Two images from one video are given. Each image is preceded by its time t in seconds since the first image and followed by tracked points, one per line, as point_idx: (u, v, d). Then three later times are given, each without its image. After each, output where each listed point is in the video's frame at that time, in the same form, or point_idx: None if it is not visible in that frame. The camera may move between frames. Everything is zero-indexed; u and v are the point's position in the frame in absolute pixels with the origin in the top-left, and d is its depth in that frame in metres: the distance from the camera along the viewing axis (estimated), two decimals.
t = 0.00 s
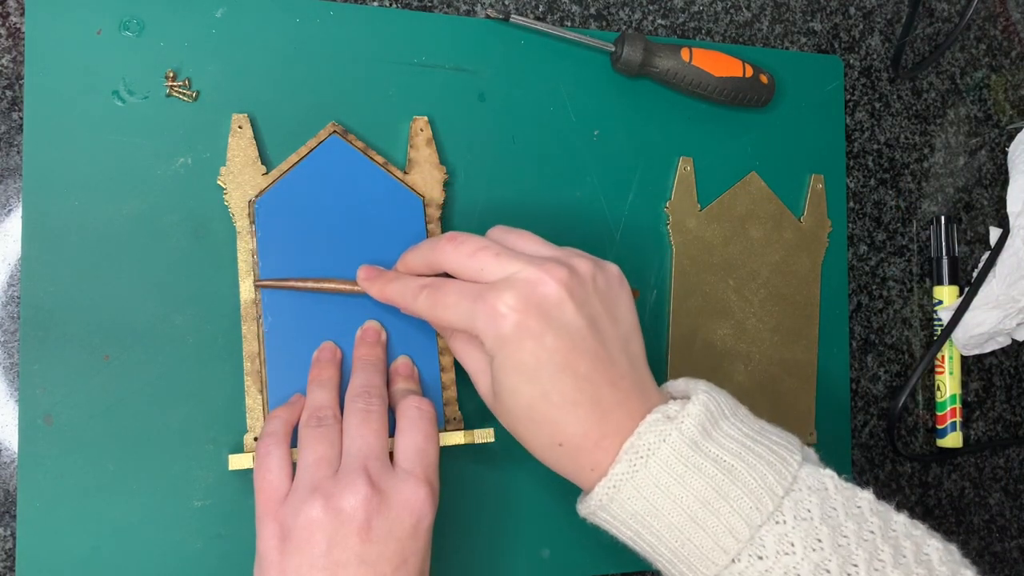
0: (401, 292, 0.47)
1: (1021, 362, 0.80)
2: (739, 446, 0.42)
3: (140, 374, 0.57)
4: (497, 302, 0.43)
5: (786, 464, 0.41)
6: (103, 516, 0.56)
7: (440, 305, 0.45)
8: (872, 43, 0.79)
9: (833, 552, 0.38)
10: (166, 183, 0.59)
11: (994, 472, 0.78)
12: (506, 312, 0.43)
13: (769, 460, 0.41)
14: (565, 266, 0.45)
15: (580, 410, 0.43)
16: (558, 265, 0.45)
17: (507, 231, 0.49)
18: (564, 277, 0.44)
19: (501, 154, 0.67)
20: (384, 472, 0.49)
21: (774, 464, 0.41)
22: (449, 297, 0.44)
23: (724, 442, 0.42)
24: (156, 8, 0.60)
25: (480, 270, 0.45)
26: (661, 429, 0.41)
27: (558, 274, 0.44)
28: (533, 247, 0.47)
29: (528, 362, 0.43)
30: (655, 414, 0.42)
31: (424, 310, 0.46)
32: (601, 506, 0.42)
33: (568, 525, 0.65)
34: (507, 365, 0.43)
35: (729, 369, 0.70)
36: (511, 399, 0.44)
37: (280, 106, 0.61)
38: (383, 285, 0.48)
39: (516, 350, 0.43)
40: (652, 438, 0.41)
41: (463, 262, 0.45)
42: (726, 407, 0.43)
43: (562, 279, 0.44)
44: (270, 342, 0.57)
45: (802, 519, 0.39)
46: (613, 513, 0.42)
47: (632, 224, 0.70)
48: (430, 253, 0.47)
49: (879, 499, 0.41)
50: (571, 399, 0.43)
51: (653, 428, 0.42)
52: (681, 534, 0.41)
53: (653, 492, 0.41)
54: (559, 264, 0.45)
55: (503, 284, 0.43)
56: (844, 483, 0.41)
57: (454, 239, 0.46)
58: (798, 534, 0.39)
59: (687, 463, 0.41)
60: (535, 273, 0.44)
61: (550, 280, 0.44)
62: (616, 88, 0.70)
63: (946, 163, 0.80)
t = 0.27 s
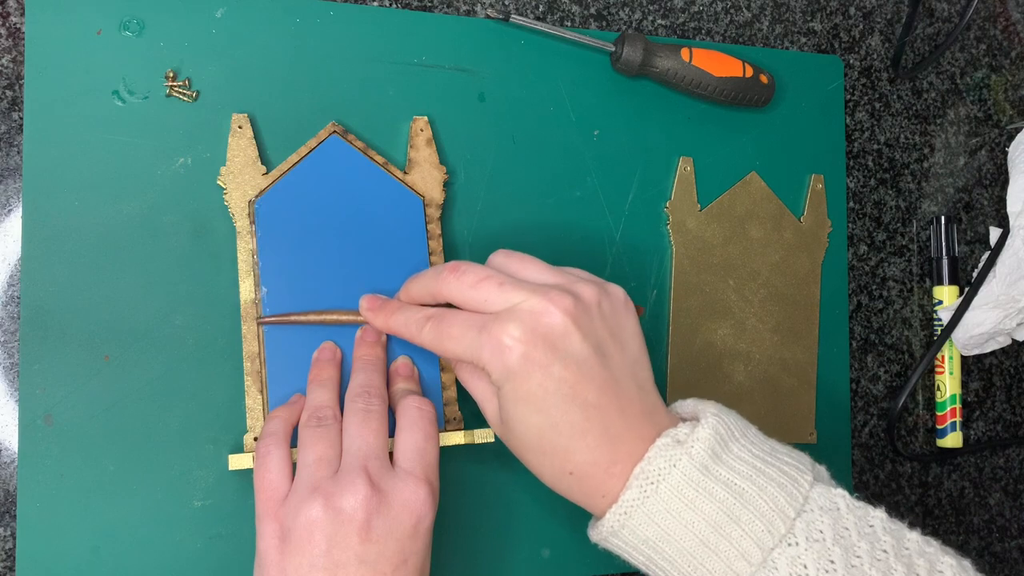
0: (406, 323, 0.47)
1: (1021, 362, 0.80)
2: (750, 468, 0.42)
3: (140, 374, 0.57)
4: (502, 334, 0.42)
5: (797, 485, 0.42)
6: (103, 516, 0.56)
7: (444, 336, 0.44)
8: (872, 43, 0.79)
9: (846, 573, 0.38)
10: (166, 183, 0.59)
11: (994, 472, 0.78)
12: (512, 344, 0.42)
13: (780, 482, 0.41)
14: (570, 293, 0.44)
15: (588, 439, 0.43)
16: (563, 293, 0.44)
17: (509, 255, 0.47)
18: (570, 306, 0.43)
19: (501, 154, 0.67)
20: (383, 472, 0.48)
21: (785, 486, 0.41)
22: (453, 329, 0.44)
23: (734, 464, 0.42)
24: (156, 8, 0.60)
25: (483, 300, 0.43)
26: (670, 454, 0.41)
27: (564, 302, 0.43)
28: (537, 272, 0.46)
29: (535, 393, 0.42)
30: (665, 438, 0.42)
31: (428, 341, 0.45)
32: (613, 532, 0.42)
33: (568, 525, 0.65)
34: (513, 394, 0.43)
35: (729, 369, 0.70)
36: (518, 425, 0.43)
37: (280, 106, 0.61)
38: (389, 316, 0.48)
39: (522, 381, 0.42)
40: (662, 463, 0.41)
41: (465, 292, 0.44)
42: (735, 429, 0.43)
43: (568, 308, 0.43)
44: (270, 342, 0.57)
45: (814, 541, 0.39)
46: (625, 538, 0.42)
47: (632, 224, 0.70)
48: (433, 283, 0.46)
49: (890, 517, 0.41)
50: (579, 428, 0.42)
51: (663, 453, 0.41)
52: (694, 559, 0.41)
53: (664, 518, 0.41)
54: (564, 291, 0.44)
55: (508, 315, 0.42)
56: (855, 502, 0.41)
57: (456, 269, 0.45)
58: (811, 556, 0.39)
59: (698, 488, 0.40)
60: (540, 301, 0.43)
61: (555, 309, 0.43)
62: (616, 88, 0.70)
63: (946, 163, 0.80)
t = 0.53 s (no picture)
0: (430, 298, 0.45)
1: (1020, 362, 0.80)
2: (780, 457, 0.38)
3: (140, 374, 0.57)
4: (537, 311, 0.40)
5: (824, 476, 0.38)
6: (103, 516, 0.56)
7: (473, 312, 0.42)
8: (872, 43, 0.79)
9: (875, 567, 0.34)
10: (166, 183, 0.59)
11: (994, 472, 0.78)
12: (546, 322, 0.40)
13: (808, 472, 0.37)
14: (604, 272, 0.42)
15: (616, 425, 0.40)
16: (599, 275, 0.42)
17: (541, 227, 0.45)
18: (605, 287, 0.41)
19: (502, 154, 0.67)
20: (383, 471, 0.48)
21: (812, 477, 0.37)
22: (484, 306, 0.41)
23: (764, 453, 0.38)
24: (155, 7, 0.60)
25: (517, 275, 0.41)
26: (698, 440, 0.37)
27: (599, 281, 0.41)
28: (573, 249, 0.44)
29: (567, 373, 0.40)
30: (692, 423, 0.38)
31: (455, 318, 0.43)
32: (638, 522, 0.38)
33: (568, 525, 0.65)
34: (542, 373, 0.41)
35: (729, 369, 0.70)
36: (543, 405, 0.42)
37: (280, 106, 0.61)
38: (405, 291, 0.47)
39: (553, 360, 0.40)
40: (689, 449, 0.37)
41: (497, 267, 0.42)
42: (765, 417, 0.39)
43: (602, 289, 0.41)
44: (270, 342, 0.57)
45: (843, 534, 0.35)
46: (651, 528, 0.38)
47: (632, 224, 0.70)
48: (460, 256, 0.44)
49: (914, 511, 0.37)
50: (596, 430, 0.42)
51: (690, 439, 0.38)
52: (720, 554, 0.37)
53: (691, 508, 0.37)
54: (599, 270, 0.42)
55: (544, 293, 0.40)
56: (880, 496, 0.37)
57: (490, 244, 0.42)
58: (839, 550, 0.35)
59: (727, 476, 0.37)
60: (575, 280, 0.41)
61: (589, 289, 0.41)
62: (616, 88, 0.70)
63: (946, 163, 0.80)
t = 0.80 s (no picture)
0: (392, 218, 0.48)
1: (1021, 363, 0.80)
2: (717, 393, 0.40)
3: (140, 374, 0.57)
4: (484, 230, 0.44)
5: (761, 415, 0.40)
6: (103, 516, 0.56)
7: (426, 230, 0.46)
8: (872, 43, 0.79)
9: (804, 503, 0.36)
10: (166, 183, 0.59)
11: (994, 472, 0.78)
12: (492, 241, 0.44)
13: (745, 407, 0.40)
14: (555, 204, 0.47)
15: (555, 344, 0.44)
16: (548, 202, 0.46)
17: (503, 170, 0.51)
18: (552, 213, 0.46)
19: (502, 154, 0.67)
20: (384, 471, 0.48)
21: (750, 412, 0.40)
22: (437, 224, 0.45)
23: (702, 388, 0.40)
24: (155, 7, 0.59)
25: (471, 198, 0.46)
26: (639, 371, 0.40)
27: (546, 209, 0.46)
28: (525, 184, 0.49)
29: (508, 291, 0.44)
30: (636, 357, 0.41)
31: (410, 236, 0.47)
32: (577, 443, 0.41)
33: (568, 525, 0.65)
34: (487, 290, 0.44)
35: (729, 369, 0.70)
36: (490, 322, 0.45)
37: (280, 106, 0.61)
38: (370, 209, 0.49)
39: (497, 279, 0.44)
40: (630, 378, 0.40)
41: (453, 188, 0.47)
42: (706, 356, 0.42)
43: (549, 214, 0.46)
44: (270, 342, 0.57)
45: (775, 469, 0.37)
46: (587, 450, 0.41)
47: (632, 224, 0.70)
48: (422, 180, 0.49)
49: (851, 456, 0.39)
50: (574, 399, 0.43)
51: (632, 370, 0.41)
52: (654, 479, 0.39)
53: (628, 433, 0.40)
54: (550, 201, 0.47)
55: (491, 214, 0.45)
56: (817, 438, 0.39)
57: (448, 167, 0.47)
58: (770, 483, 0.37)
59: (663, 404, 0.39)
60: (524, 204, 0.46)
61: (538, 212, 0.46)
62: (616, 88, 0.70)
63: (946, 163, 0.80)
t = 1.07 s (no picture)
0: (378, 287, 0.49)
1: (1021, 363, 0.80)
2: (727, 417, 0.39)
3: (140, 374, 0.57)
4: (474, 281, 0.44)
5: (774, 433, 0.38)
6: (103, 516, 0.56)
7: (415, 293, 0.46)
8: (872, 43, 0.79)
9: (827, 517, 0.35)
10: (166, 183, 0.59)
11: (994, 472, 0.77)
12: (484, 290, 0.43)
13: (757, 429, 0.39)
14: (537, 246, 0.46)
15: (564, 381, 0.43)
16: (530, 246, 0.46)
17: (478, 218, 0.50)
18: (537, 257, 0.46)
19: (502, 154, 0.67)
20: (382, 468, 0.48)
21: (762, 432, 0.38)
22: (427, 283, 0.45)
23: (711, 413, 0.39)
24: (155, 7, 0.59)
25: (452, 254, 0.46)
26: (647, 401, 0.40)
27: (531, 252, 0.46)
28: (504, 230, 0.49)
29: (510, 339, 0.43)
30: (642, 387, 0.41)
31: (399, 301, 0.47)
32: (595, 481, 0.40)
33: (568, 525, 0.65)
34: (488, 343, 0.44)
35: (729, 368, 0.70)
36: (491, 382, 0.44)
37: (280, 107, 0.61)
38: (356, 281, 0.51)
39: (496, 326, 0.43)
40: (639, 410, 0.40)
41: (434, 251, 0.46)
42: (712, 381, 0.41)
43: (534, 258, 0.45)
44: (270, 342, 0.57)
45: (795, 485, 0.36)
46: (607, 488, 0.40)
47: (632, 224, 0.70)
48: (400, 247, 0.49)
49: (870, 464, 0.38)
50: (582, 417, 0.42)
51: (640, 400, 0.40)
52: (676, 510, 0.38)
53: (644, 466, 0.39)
54: (532, 244, 0.47)
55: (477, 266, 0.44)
56: (834, 450, 0.38)
57: (425, 229, 0.47)
58: (792, 500, 0.35)
59: (676, 433, 0.38)
60: (507, 254, 0.45)
61: (522, 257, 0.45)
62: (616, 88, 0.70)
63: (946, 163, 0.80)
